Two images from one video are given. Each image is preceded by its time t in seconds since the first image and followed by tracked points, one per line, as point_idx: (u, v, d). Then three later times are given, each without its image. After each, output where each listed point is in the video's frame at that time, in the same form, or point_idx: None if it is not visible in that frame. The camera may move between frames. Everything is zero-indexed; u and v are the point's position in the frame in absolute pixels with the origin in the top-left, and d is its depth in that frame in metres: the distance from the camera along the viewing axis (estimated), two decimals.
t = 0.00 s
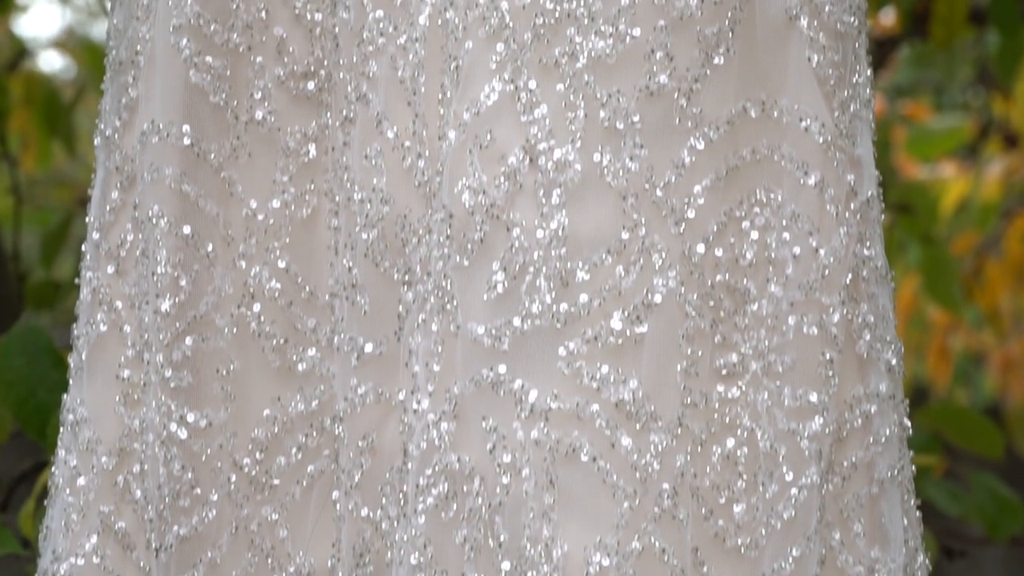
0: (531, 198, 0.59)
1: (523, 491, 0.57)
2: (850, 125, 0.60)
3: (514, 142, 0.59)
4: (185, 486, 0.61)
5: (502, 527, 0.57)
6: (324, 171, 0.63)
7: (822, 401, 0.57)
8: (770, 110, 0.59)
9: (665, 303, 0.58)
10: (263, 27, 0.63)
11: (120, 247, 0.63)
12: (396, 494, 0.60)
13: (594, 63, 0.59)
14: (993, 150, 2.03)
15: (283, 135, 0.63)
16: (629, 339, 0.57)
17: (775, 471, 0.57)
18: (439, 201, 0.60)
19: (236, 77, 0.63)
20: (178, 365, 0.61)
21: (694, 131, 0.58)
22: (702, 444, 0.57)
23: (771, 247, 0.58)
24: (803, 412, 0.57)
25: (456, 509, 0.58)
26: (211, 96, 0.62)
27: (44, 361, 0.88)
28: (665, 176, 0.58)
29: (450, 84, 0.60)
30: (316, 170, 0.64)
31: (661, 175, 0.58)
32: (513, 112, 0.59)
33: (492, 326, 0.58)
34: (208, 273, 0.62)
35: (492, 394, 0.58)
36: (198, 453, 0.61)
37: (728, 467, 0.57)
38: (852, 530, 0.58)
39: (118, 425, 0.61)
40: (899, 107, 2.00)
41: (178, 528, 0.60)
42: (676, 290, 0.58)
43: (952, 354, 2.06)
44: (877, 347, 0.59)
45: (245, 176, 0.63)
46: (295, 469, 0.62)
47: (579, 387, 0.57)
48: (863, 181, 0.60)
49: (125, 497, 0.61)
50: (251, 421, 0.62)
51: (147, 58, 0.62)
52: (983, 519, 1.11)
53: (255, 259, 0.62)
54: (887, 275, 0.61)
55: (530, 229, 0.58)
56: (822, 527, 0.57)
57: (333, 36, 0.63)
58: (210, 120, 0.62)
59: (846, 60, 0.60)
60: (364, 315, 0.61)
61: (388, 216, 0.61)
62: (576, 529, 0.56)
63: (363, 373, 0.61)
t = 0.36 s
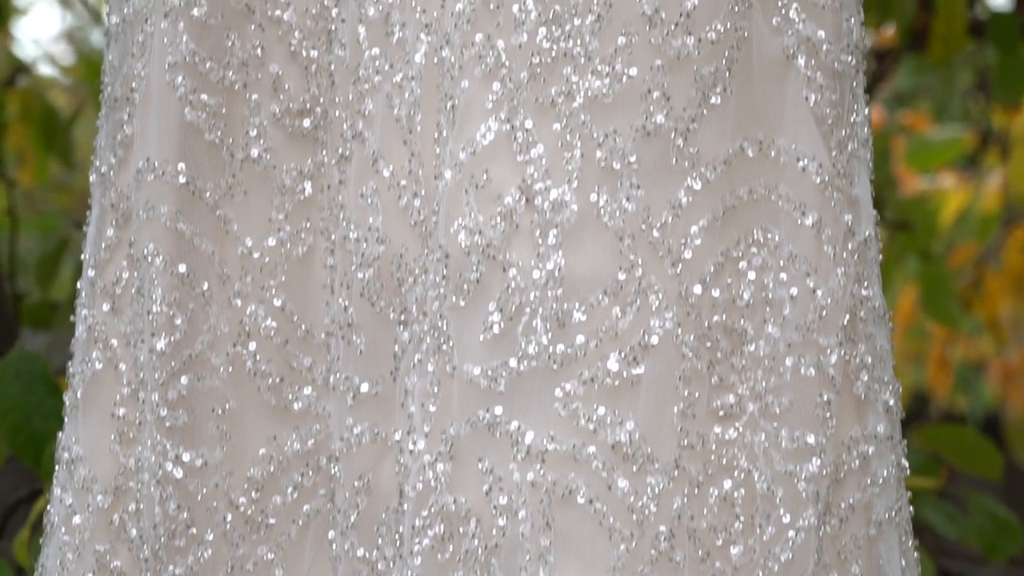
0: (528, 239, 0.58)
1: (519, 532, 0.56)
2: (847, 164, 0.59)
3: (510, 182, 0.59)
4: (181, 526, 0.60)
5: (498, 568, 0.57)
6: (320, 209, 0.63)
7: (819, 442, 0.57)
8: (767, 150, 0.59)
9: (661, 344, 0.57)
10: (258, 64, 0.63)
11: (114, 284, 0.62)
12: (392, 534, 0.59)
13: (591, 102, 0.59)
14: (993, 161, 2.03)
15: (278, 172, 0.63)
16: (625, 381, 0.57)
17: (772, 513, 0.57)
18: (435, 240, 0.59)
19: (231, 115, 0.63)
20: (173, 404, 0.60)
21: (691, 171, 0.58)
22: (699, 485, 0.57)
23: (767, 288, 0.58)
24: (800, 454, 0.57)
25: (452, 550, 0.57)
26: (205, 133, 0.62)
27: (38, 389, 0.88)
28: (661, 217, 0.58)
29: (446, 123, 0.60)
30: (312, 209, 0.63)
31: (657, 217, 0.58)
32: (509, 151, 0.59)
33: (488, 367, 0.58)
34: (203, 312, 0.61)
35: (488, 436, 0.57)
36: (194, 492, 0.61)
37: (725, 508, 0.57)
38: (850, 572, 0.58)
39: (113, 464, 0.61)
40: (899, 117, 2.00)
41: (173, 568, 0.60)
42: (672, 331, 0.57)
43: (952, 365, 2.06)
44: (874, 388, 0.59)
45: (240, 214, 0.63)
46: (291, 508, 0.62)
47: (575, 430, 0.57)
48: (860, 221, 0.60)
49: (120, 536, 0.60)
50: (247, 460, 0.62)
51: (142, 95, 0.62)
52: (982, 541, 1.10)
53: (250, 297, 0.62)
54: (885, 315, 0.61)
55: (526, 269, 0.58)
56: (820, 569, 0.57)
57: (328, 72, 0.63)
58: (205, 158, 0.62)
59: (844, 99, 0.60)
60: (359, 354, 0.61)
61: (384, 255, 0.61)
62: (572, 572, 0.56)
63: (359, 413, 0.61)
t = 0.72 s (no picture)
0: (526, 279, 0.58)
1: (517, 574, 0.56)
2: (846, 204, 0.59)
3: (507, 220, 0.58)
4: (177, 565, 0.60)
5: None
6: (317, 246, 0.63)
7: (818, 483, 0.57)
8: (766, 189, 0.59)
9: (660, 384, 0.57)
10: (255, 100, 0.63)
11: (111, 321, 0.62)
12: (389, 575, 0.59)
13: (589, 141, 0.58)
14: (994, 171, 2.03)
15: (276, 210, 0.63)
16: (624, 422, 0.57)
17: (771, 554, 0.56)
18: (432, 279, 0.59)
19: (228, 152, 0.62)
20: (170, 443, 0.60)
21: (689, 211, 0.58)
22: (697, 526, 0.57)
23: (766, 327, 0.58)
24: (801, 495, 0.57)
25: None
26: (202, 170, 0.61)
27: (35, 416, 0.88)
28: (660, 257, 0.58)
29: (443, 161, 0.60)
30: (309, 245, 0.63)
31: (656, 256, 0.58)
32: (507, 190, 0.59)
33: (486, 408, 0.57)
34: (201, 350, 0.61)
35: (485, 476, 0.57)
36: (191, 531, 0.60)
37: (724, 549, 0.57)
38: None
39: (110, 502, 0.61)
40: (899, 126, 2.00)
41: None
42: (671, 371, 0.57)
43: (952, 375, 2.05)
44: (874, 428, 0.59)
45: (237, 252, 0.62)
46: (288, 547, 0.62)
47: (573, 470, 0.56)
48: (859, 260, 0.59)
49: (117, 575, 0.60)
50: (244, 499, 0.61)
51: (138, 131, 0.62)
52: (981, 561, 1.10)
53: (248, 335, 0.62)
54: (884, 354, 0.61)
55: (524, 309, 0.58)
56: None
57: (326, 109, 0.63)
58: (202, 196, 0.62)
59: (843, 137, 0.60)
60: (357, 393, 0.61)
61: (382, 293, 0.61)
62: None
63: (357, 453, 0.61)
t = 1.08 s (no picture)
0: (525, 319, 0.58)
1: None
2: (847, 242, 0.59)
3: (507, 259, 0.58)
4: None
5: None
6: (316, 283, 0.63)
7: (819, 524, 0.57)
8: (766, 227, 0.58)
9: (660, 425, 0.57)
10: (254, 136, 0.62)
11: (109, 358, 0.62)
12: None
13: (589, 180, 0.58)
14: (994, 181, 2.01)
15: (274, 247, 0.63)
16: (624, 463, 0.56)
17: None
18: (432, 318, 0.59)
19: (226, 189, 0.62)
20: (168, 482, 0.60)
21: (690, 250, 0.58)
22: (698, 568, 0.56)
23: (767, 367, 0.58)
24: (801, 536, 0.57)
25: None
26: (201, 208, 0.61)
27: (34, 442, 0.88)
28: (660, 296, 0.57)
29: (442, 199, 0.59)
30: (308, 282, 0.63)
31: (656, 295, 0.57)
32: (506, 229, 0.58)
33: (485, 449, 0.57)
34: (198, 388, 0.61)
35: (485, 517, 0.56)
36: (189, 570, 0.60)
37: None
38: None
39: (108, 540, 0.60)
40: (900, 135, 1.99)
41: None
42: (671, 412, 0.57)
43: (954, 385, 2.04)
44: (875, 469, 0.59)
45: (236, 290, 0.62)
46: None
47: (573, 511, 0.56)
48: (860, 299, 0.59)
49: None
50: (242, 537, 0.61)
51: (137, 167, 0.62)
52: None
53: (246, 373, 0.62)
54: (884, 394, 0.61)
55: (524, 348, 0.57)
56: None
57: (324, 145, 0.63)
58: (201, 233, 0.61)
59: (844, 175, 0.59)
60: (356, 432, 0.61)
61: (381, 332, 0.60)
62: None
63: (356, 492, 0.61)
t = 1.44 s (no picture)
0: (529, 360, 0.57)
1: None
2: (853, 282, 0.59)
3: (511, 300, 0.58)
4: None
5: None
6: (319, 322, 0.62)
7: (825, 568, 0.56)
8: (772, 268, 0.58)
9: (665, 468, 0.56)
10: (256, 174, 0.62)
11: (111, 398, 0.62)
12: None
13: (594, 221, 0.58)
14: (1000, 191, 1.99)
15: (278, 286, 0.62)
16: (628, 506, 0.56)
17: None
18: (435, 359, 0.58)
19: (229, 228, 0.62)
20: (171, 522, 0.60)
21: (695, 291, 0.57)
22: None
23: (773, 409, 0.57)
24: None
25: None
26: (203, 247, 0.61)
27: (36, 468, 0.87)
28: (664, 338, 0.57)
29: (446, 239, 0.59)
30: (311, 321, 0.62)
31: (661, 337, 0.57)
32: (509, 271, 0.58)
33: (489, 491, 0.57)
34: (201, 428, 0.61)
35: (490, 560, 0.56)
36: None
37: None
38: None
39: None
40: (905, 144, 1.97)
41: None
42: (676, 455, 0.56)
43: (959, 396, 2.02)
44: (882, 511, 0.58)
45: (239, 329, 0.62)
46: None
47: (578, 554, 0.56)
48: (867, 340, 0.59)
49: None
50: None
51: (138, 207, 0.62)
52: None
53: (249, 413, 0.61)
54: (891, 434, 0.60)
55: (527, 391, 0.57)
56: None
57: (327, 183, 0.62)
58: (203, 272, 0.61)
59: (850, 215, 0.59)
60: (359, 473, 0.60)
61: (384, 373, 0.60)
62: None
63: (360, 533, 0.60)
